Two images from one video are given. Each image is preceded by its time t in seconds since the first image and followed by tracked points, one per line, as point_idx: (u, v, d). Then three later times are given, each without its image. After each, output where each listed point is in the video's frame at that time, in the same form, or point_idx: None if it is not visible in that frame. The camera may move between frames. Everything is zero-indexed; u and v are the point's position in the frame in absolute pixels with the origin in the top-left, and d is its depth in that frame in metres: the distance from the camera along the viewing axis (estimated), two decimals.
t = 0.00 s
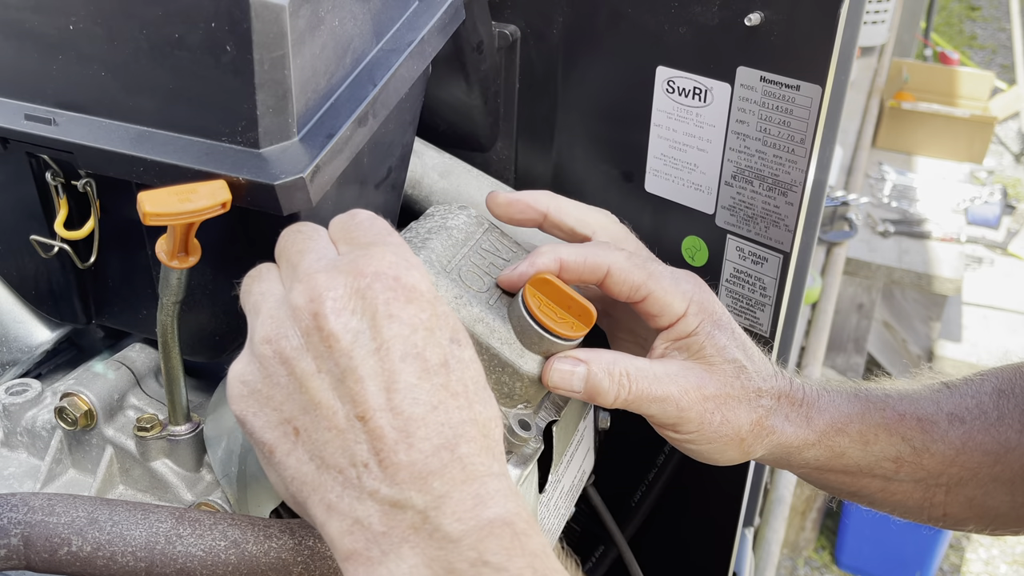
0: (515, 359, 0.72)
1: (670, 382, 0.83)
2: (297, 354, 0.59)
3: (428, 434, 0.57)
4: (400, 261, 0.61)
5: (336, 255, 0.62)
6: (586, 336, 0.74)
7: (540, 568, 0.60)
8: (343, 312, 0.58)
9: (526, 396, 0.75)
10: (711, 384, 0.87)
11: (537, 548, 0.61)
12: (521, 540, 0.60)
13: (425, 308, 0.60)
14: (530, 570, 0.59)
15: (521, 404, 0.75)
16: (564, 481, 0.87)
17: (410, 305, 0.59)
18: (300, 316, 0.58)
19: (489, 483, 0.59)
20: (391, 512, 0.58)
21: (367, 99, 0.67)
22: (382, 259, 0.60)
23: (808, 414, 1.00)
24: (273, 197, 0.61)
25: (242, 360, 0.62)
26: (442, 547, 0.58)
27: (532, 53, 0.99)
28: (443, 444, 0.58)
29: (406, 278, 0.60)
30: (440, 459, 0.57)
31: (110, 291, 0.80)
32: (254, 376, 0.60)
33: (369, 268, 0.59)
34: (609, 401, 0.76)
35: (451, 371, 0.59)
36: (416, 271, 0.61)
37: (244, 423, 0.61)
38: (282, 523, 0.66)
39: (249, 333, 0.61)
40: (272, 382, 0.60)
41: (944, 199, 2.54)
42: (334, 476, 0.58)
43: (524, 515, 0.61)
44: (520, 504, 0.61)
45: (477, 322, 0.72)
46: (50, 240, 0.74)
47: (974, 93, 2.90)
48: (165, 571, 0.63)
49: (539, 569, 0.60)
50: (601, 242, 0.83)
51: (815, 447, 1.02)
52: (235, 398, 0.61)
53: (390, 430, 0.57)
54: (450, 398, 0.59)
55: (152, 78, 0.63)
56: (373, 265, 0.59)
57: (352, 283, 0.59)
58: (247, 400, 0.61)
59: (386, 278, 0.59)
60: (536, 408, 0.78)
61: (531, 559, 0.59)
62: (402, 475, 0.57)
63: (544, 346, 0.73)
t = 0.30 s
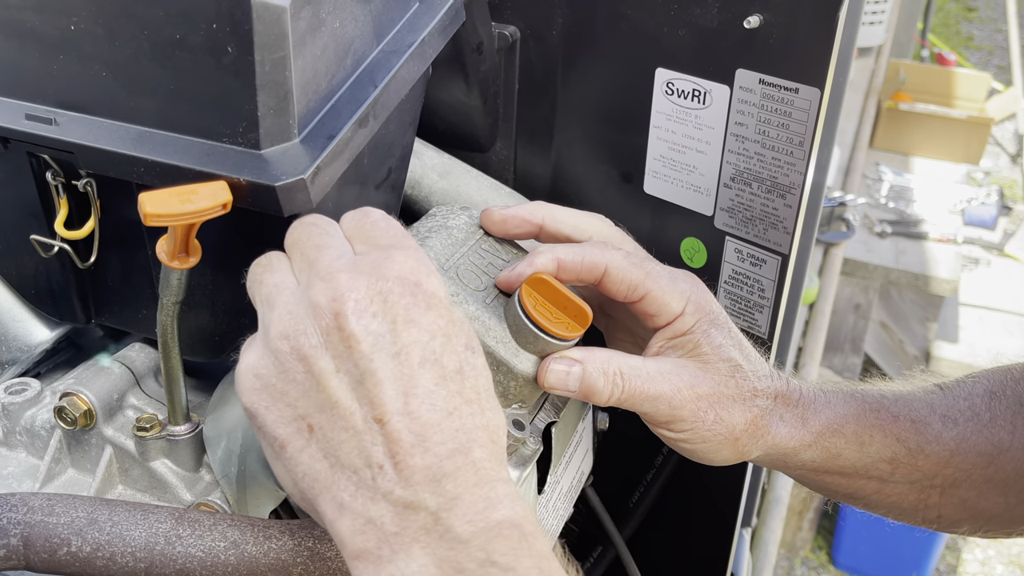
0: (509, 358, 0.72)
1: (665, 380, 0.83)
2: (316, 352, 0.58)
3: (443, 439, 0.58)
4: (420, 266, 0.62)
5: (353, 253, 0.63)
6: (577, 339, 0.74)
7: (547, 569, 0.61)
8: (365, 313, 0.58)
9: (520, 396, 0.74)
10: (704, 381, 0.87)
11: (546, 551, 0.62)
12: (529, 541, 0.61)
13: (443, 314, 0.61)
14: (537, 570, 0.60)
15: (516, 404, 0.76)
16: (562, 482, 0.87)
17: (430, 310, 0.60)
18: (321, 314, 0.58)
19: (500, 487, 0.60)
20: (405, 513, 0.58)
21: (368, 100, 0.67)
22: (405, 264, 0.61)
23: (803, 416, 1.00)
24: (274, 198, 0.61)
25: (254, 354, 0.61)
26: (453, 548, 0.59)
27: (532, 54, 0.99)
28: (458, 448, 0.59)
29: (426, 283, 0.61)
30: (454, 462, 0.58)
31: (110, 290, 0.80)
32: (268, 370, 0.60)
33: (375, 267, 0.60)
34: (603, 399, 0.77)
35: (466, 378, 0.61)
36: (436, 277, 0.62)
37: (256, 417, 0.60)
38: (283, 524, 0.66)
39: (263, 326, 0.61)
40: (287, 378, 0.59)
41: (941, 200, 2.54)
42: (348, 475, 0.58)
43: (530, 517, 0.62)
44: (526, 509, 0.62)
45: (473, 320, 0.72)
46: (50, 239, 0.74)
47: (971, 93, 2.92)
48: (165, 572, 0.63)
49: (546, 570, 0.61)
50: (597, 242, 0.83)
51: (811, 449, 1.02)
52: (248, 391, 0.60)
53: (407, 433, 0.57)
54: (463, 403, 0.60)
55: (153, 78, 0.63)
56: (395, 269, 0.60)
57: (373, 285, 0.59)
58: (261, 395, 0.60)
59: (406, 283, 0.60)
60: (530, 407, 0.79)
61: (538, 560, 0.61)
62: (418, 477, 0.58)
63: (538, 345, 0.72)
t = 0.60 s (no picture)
0: (509, 355, 0.72)
1: (664, 375, 0.83)
2: (296, 343, 0.59)
3: (420, 424, 0.58)
4: (401, 255, 0.62)
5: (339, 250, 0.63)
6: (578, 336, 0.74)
7: (533, 558, 0.61)
8: (343, 301, 0.59)
9: (520, 392, 0.74)
10: (704, 373, 0.87)
11: (531, 540, 0.61)
12: (513, 530, 0.60)
13: (425, 302, 0.61)
14: (523, 560, 0.60)
15: (515, 401, 0.75)
16: (560, 480, 0.87)
17: (410, 297, 0.60)
18: (302, 305, 0.59)
19: (482, 473, 0.60)
20: (381, 499, 0.58)
21: (368, 96, 0.67)
22: (386, 254, 0.61)
23: (803, 406, 1.00)
24: (275, 192, 0.61)
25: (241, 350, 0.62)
26: (434, 533, 0.58)
27: (530, 53, 0.99)
28: (435, 435, 0.58)
29: (406, 272, 0.61)
30: (431, 449, 0.58)
31: (109, 287, 0.80)
32: (252, 364, 0.60)
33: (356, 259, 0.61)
34: (606, 394, 0.77)
35: (447, 366, 0.60)
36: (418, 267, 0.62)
37: (241, 413, 0.61)
38: (282, 519, 0.66)
39: (249, 324, 0.62)
40: (270, 370, 0.60)
41: (934, 202, 2.55)
42: (323, 463, 0.58)
43: (515, 507, 0.61)
44: (511, 496, 0.61)
45: (472, 318, 0.72)
46: (48, 236, 0.74)
47: (963, 99, 2.94)
48: (165, 567, 0.63)
49: (533, 560, 0.61)
50: (595, 238, 0.83)
51: (812, 439, 1.02)
52: (234, 386, 0.61)
53: (382, 416, 0.57)
54: (443, 390, 0.59)
55: (154, 73, 0.63)
56: (374, 258, 0.60)
57: (353, 276, 0.60)
58: (244, 387, 0.61)
59: (388, 271, 0.60)
60: (532, 405, 0.79)
61: (524, 549, 0.60)
62: (393, 462, 0.57)
63: (539, 342, 0.72)
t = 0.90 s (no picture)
0: (509, 350, 0.72)
1: (684, 362, 0.85)
2: (291, 342, 0.59)
3: (423, 419, 0.58)
4: (390, 248, 0.61)
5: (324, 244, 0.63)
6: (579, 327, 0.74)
7: (535, 544, 0.61)
8: (335, 299, 0.58)
9: (519, 387, 0.74)
10: (721, 360, 0.89)
11: (531, 527, 0.61)
12: (515, 518, 0.61)
13: (417, 294, 0.61)
14: (524, 549, 0.60)
15: (515, 396, 0.75)
16: (558, 475, 0.87)
17: (402, 291, 0.60)
18: (293, 304, 0.59)
19: (484, 466, 0.60)
20: (387, 495, 0.58)
21: (367, 90, 0.67)
22: (374, 245, 0.61)
23: (809, 382, 1.01)
24: (274, 186, 0.61)
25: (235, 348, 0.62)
26: (438, 527, 0.58)
27: (526, 50, 0.99)
28: (438, 429, 0.58)
29: (397, 265, 0.61)
30: (435, 443, 0.58)
31: (107, 284, 0.80)
32: (248, 364, 0.60)
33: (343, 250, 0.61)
34: (627, 377, 0.79)
35: (444, 358, 0.60)
36: (407, 258, 0.62)
37: (239, 412, 0.60)
38: (281, 513, 0.66)
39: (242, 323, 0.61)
40: (266, 370, 0.60)
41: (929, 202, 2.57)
42: (328, 461, 0.58)
43: (516, 495, 0.62)
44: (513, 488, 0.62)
45: (472, 313, 0.73)
46: (46, 232, 0.74)
47: (956, 99, 2.95)
48: (165, 562, 0.63)
49: (534, 549, 0.61)
50: (592, 243, 0.83)
51: (816, 415, 1.03)
52: (230, 386, 0.60)
53: (387, 416, 0.58)
54: (441, 381, 0.60)
55: (152, 68, 0.63)
56: (364, 252, 0.60)
57: (343, 271, 0.59)
58: (243, 387, 0.60)
59: (377, 265, 0.60)
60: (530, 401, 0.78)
61: (524, 538, 0.60)
62: (398, 460, 0.57)
63: (538, 337, 0.72)
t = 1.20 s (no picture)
0: (507, 345, 0.72)
1: (678, 349, 0.86)
2: (303, 353, 0.59)
3: (435, 428, 0.58)
4: (400, 255, 0.62)
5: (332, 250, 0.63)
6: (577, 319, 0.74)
7: (545, 551, 0.60)
8: (347, 310, 0.59)
9: (516, 382, 0.74)
10: (714, 348, 0.90)
11: (541, 533, 0.61)
12: (525, 525, 0.60)
13: (428, 302, 0.61)
14: (536, 554, 0.60)
15: (512, 391, 0.75)
16: (558, 471, 0.88)
17: (413, 300, 0.60)
18: (305, 316, 0.59)
19: (495, 472, 0.60)
20: (401, 504, 0.58)
21: (365, 89, 0.67)
22: (383, 253, 0.61)
23: (797, 372, 1.02)
24: (273, 184, 0.61)
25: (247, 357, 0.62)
26: (451, 535, 0.59)
27: (522, 48, 1.00)
28: (450, 436, 0.59)
29: (406, 273, 0.61)
30: (448, 450, 0.58)
31: (104, 282, 0.80)
32: (261, 375, 0.61)
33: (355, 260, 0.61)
34: (625, 370, 0.80)
35: (455, 365, 0.60)
36: (416, 266, 0.62)
37: (254, 421, 0.61)
38: (281, 511, 0.66)
39: (253, 332, 0.61)
40: (280, 381, 0.60)
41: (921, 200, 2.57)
42: (345, 472, 0.59)
43: (527, 501, 0.62)
44: (524, 492, 0.62)
45: (470, 308, 0.73)
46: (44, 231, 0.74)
47: (949, 97, 2.96)
48: (165, 560, 0.64)
49: (545, 553, 0.60)
50: (592, 226, 0.83)
51: (803, 404, 1.04)
52: (244, 397, 0.61)
53: (398, 426, 0.58)
54: (453, 390, 0.60)
55: (151, 67, 0.63)
56: (374, 261, 0.60)
57: (354, 280, 0.60)
58: (256, 398, 0.61)
59: (387, 274, 0.60)
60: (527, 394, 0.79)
61: (536, 543, 0.60)
62: (412, 470, 0.58)
63: (536, 332, 0.72)
